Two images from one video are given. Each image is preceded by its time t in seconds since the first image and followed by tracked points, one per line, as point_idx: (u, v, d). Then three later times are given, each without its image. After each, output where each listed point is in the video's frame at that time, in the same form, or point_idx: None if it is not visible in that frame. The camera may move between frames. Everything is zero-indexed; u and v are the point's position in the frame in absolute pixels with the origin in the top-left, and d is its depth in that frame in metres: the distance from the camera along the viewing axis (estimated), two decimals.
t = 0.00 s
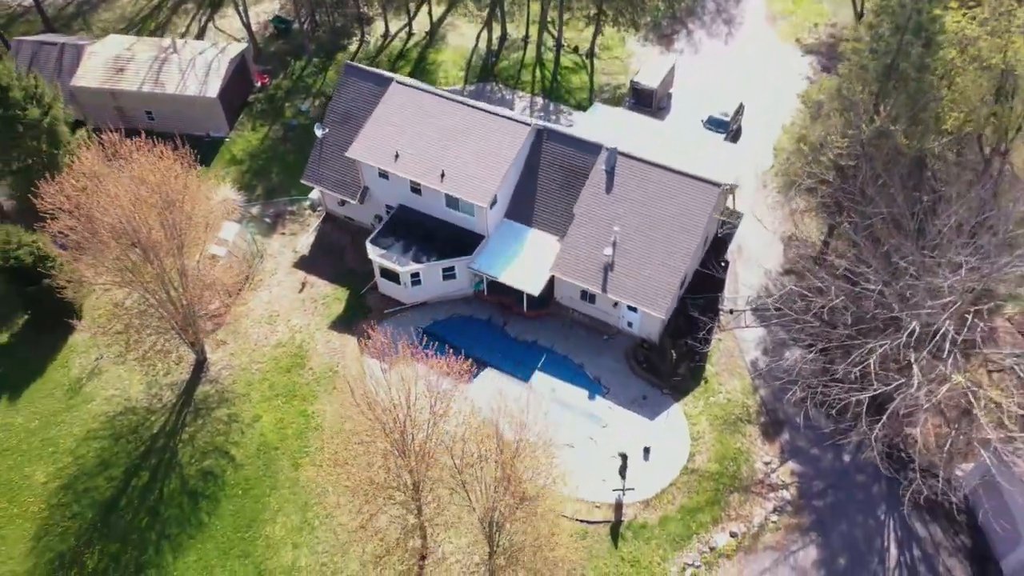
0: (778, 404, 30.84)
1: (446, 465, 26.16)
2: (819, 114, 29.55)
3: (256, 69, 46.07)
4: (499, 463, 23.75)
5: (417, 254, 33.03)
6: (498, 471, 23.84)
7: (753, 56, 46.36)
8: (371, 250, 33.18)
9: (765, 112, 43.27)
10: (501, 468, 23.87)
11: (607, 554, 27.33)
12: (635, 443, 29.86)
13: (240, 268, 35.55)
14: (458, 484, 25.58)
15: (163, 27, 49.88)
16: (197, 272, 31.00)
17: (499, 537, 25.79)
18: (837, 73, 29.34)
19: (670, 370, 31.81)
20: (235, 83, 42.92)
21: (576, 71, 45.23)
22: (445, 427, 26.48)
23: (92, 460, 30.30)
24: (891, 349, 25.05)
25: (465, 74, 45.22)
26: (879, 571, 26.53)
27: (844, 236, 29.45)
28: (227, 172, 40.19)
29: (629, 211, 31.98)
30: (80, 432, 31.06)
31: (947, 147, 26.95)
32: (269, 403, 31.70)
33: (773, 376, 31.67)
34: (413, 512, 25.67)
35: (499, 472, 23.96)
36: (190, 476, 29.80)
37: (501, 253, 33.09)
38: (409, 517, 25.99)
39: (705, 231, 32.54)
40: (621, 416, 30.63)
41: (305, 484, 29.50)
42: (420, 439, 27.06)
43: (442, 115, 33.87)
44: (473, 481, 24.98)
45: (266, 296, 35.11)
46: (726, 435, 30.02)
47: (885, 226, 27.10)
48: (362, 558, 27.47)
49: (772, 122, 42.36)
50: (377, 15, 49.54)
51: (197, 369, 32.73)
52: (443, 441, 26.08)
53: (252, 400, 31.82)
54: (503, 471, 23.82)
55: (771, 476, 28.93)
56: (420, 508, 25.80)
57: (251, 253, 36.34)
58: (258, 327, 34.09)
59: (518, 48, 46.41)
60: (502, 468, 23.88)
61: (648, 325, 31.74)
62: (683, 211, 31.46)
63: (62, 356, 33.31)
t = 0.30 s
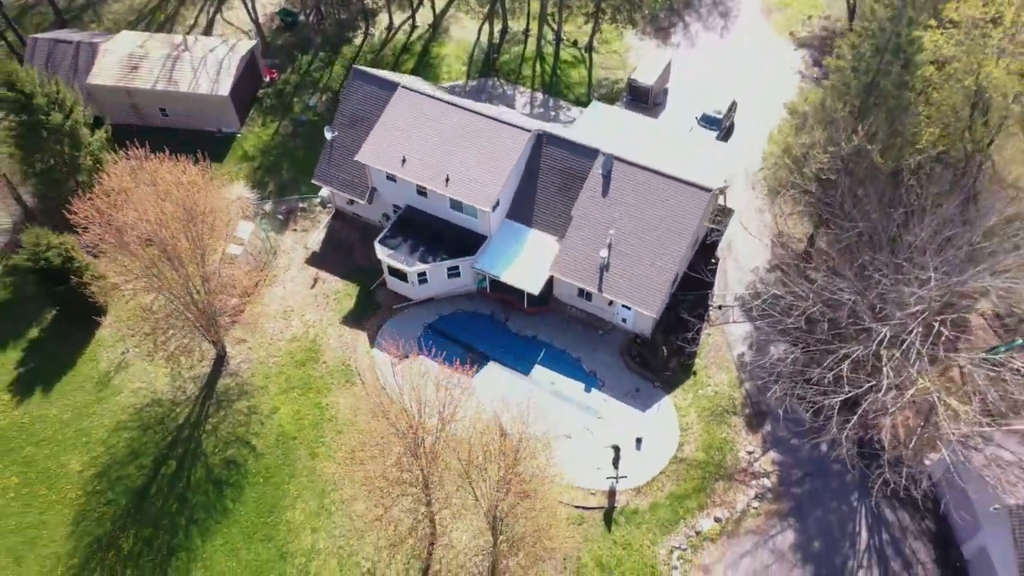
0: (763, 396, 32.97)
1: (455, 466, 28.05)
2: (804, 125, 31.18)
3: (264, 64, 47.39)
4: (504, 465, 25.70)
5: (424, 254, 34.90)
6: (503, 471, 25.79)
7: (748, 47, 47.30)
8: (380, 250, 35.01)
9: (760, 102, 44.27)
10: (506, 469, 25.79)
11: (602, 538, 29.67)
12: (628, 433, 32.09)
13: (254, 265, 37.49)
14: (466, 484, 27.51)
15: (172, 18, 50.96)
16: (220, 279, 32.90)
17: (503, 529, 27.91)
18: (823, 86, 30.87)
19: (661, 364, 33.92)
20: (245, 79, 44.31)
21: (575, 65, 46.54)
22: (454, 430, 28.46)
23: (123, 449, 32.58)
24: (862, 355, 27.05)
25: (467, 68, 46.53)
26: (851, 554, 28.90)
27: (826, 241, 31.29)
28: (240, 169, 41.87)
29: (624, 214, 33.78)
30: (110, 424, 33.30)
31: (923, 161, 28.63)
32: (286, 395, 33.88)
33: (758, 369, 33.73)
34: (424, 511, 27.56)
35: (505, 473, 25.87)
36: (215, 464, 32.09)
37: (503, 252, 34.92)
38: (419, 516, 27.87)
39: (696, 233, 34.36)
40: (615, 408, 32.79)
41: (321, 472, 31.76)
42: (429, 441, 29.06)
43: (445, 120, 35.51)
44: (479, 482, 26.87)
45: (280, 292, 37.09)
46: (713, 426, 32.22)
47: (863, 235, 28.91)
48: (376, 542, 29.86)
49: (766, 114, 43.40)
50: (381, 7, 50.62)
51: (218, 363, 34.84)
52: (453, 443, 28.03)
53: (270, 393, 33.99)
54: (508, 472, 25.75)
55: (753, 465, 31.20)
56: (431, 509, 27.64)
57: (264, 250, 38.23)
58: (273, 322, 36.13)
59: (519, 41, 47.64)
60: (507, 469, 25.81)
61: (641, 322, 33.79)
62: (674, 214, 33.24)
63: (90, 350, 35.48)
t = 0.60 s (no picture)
0: (749, 398, 35.18)
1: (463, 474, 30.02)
2: (789, 146, 33.04)
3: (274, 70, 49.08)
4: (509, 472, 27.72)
5: (431, 263, 36.98)
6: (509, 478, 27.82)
7: (744, 51, 48.91)
8: (390, 259, 37.08)
9: (755, 107, 45.89)
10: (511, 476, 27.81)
11: (597, 531, 32.06)
12: (622, 433, 34.38)
13: (270, 272, 39.58)
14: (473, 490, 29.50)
15: (184, 23, 52.48)
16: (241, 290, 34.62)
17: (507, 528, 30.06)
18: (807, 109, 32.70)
19: (653, 368, 36.13)
20: (257, 87, 45.99)
21: (574, 71, 48.19)
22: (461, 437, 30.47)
23: (151, 448, 34.92)
24: (838, 367, 29.26)
25: (470, 74, 48.17)
26: (827, 546, 31.33)
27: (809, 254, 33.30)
28: (253, 176, 43.82)
29: (619, 227, 35.82)
30: (139, 424, 35.61)
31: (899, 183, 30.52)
32: (303, 397, 36.17)
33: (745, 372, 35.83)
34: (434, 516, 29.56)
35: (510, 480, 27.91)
36: (237, 462, 34.46)
37: (505, 262, 36.95)
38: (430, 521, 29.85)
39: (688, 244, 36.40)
40: (611, 409, 35.04)
41: (337, 469, 34.11)
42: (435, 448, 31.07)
43: (451, 136, 37.40)
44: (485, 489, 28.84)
45: (295, 298, 39.22)
46: (702, 426, 34.50)
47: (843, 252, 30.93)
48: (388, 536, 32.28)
49: (761, 119, 45.02)
50: (386, 12, 52.15)
51: (237, 365, 37.07)
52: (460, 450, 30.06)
53: (288, 395, 36.27)
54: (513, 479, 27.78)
55: (739, 464, 33.54)
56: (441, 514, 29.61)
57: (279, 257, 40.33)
58: (289, 327, 38.31)
59: (520, 47, 49.22)
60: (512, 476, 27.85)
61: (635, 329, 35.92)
62: (667, 228, 35.27)
63: (117, 353, 37.71)
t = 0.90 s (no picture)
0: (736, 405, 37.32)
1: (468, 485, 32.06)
2: (777, 169, 34.91)
3: (283, 82, 50.80)
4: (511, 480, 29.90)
5: (437, 276, 39.00)
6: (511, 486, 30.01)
7: (738, 63, 50.61)
8: (398, 272, 39.08)
9: (748, 119, 47.67)
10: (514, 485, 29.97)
11: (593, 531, 34.30)
12: (619, 439, 36.56)
13: (283, 283, 41.64)
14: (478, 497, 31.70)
15: (195, 34, 54.11)
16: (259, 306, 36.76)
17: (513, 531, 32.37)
18: (793, 135, 34.59)
19: (647, 376, 38.23)
20: (268, 101, 47.77)
21: (574, 84, 49.92)
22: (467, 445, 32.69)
23: (175, 452, 37.12)
24: (817, 382, 31.40)
25: (474, 87, 49.93)
26: (807, 546, 33.59)
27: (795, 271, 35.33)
28: (266, 188, 45.74)
29: (615, 243, 37.80)
30: (162, 429, 37.78)
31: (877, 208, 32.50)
32: (317, 403, 38.32)
33: (733, 380, 37.94)
34: (444, 521, 31.80)
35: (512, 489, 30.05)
36: (256, 466, 36.66)
37: (507, 274, 38.92)
38: (441, 526, 32.06)
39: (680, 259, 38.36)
40: (608, 415, 37.18)
41: (349, 473, 36.31)
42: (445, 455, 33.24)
43: (456, 155, 39.31)
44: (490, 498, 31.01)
45: (307, 308, 41.29)
46: (692, 432, 36.68)
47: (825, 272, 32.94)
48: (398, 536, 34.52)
49: (753, 131, 46.85)
50: (391, 24, 53.79)
51: (254, 373, 39.19)
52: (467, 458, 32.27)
53: (303, 402, 38.44)
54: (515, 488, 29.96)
55: (727, 468, 35.74)
56: (450, 520, 31.85)
57: (291, 270, 42.35)
58: (302, 336, 40.42)
59: (521, 59, 50.93)
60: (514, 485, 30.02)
61: (630, 339, 37.98)
62: (661, 244, 37.24)
63: (139, 361, 39.81)
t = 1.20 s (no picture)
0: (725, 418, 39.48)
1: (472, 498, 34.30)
2: (764, 197, 36.95)
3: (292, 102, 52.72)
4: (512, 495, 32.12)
5: (442, 296, 41.10)
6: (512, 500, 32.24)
7: (730, 84, 52.56)
8: (405, 292, 41.13)
9: (740, 139, 49.63)
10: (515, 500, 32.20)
11: (590, 539, 36.49)
12: (614, 451, 38.72)
13: (295, 301, 43.74)
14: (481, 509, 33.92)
15: (207, 54, 55.98)
16: (273, 326, 38.89)
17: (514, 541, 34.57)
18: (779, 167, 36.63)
19: (641, 391, 40.37)
20: (279, 122, 49.73)
21: (573, 104, 51.88)
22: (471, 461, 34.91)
23: (195, 463, 39.29)
24: (799, 403, 33.59)
25: (476, 108, 51.88)
26: (791, 553, 35.79)
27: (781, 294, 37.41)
28: (278, 208, 47.77)
29: (611, 265, 39.88)
30: (183, 441, 39.96)
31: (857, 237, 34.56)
32: (329, 417, 40.48)
33: (723, 396, 40.06)
34: (450, 531, 34.06)
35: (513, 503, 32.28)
36: (272, 476, 38.83)
37: (509, 294, 40.97)
38: (447, 536, 34.30)
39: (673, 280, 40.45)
40: (603, 429, 39.34)
41: (360, 483, 38.50)
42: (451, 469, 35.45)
43: (460, 180, 41.35)
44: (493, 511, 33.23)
45: (319, 324, 43.40)
46: (684, 444, 38.85)
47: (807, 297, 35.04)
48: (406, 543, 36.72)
49: (744, 152, 48.86)
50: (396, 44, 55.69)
51: (269, 388, 41.32)
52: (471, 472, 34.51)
53: (315, 415, 40.60)
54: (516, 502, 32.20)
55: (715, 479, 37.93)
56: (456, 530, 34.10)
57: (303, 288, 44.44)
58: (314, 351, 42.55)
59: (522, 80, 52.88)
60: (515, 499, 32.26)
61: (625, 356, 40.08)
62: (654, 267, 39.31)
63: (160, 376, 41.96)
